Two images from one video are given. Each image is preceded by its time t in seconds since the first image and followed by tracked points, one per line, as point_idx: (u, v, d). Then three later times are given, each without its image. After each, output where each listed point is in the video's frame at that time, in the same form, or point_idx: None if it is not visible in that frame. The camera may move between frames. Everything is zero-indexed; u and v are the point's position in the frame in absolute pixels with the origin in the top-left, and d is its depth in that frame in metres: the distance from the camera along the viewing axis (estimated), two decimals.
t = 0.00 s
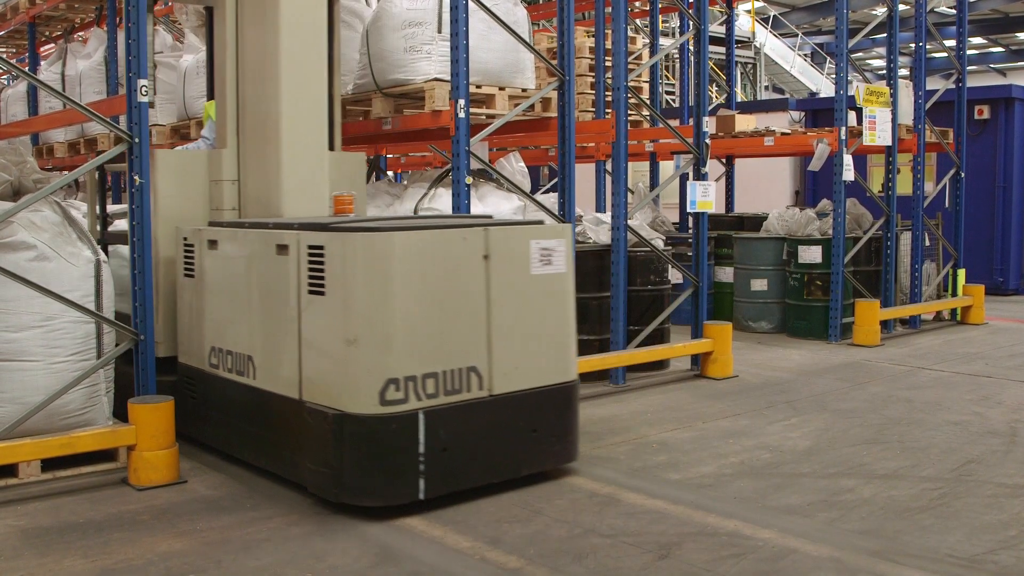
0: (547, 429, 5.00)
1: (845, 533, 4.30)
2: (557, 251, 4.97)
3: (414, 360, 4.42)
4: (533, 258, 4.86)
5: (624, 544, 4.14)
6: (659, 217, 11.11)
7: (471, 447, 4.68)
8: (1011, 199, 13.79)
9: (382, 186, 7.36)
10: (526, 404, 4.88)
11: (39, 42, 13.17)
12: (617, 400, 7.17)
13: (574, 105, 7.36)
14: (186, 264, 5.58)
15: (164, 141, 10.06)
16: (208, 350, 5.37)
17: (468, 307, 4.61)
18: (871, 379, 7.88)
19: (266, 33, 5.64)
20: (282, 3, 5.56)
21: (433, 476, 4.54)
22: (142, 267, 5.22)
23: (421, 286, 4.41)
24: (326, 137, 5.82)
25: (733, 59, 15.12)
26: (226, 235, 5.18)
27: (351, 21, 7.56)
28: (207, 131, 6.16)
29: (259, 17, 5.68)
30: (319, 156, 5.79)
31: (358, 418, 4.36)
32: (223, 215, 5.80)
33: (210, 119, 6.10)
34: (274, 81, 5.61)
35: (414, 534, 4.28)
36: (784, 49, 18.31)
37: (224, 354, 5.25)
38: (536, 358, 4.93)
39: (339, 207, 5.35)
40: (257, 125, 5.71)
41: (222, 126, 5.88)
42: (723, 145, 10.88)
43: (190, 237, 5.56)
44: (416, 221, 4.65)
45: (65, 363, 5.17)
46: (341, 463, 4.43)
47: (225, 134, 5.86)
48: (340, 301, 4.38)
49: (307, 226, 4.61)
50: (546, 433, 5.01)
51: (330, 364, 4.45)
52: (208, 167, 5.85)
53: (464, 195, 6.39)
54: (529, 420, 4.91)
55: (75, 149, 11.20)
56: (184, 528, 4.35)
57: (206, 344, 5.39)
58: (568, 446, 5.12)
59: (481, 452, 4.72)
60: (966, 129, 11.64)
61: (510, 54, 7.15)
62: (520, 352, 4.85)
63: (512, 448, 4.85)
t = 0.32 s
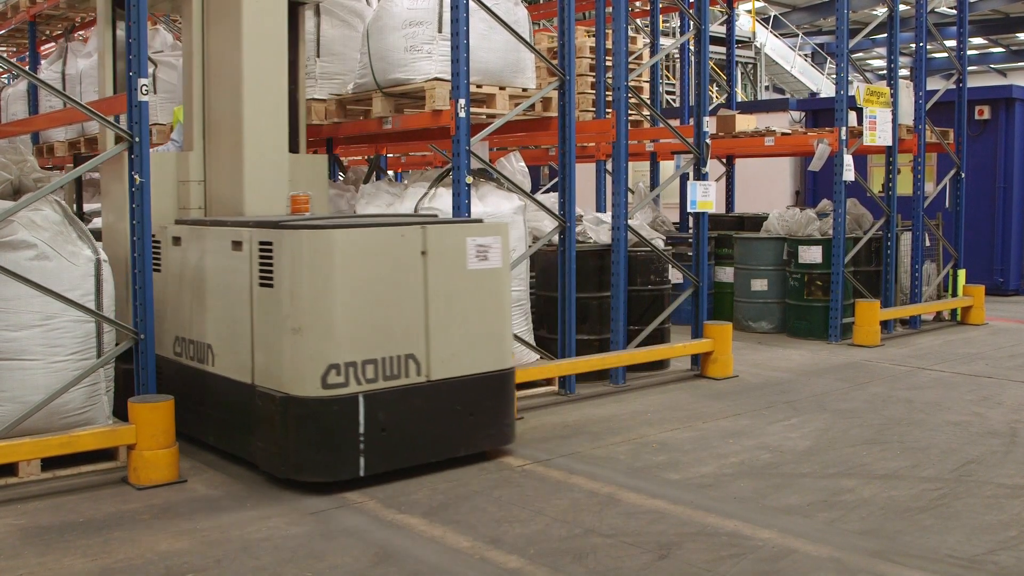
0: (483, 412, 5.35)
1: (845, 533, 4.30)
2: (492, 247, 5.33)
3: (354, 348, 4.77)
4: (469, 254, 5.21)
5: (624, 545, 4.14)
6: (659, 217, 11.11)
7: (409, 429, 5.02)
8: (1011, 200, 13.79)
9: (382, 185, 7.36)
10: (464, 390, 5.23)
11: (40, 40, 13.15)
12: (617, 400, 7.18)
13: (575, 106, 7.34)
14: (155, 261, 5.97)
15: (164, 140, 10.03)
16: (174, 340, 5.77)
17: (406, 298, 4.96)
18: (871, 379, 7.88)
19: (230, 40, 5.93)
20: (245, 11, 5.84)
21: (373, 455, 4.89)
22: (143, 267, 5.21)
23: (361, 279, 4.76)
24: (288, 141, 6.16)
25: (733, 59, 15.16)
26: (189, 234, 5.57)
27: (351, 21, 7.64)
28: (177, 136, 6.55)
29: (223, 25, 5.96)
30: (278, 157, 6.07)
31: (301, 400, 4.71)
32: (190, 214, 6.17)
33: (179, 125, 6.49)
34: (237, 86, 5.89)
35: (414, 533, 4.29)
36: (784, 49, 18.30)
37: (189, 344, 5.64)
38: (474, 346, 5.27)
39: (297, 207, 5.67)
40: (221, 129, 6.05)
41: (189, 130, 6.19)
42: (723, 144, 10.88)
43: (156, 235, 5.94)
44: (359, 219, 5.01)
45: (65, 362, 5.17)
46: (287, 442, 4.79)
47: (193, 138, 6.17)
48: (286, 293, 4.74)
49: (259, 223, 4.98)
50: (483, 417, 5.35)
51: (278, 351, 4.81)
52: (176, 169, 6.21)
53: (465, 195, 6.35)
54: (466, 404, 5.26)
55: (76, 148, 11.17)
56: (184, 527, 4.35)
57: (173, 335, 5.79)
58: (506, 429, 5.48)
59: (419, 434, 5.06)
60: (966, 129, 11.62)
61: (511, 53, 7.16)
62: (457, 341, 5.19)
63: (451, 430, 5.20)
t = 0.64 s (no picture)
0: (433, 399, 5.67)
1: (846, 533, 4.29)
2: (440, 244, 5.63)
3: (306, 337, 5.11)
4: (418, 250, 5.52)
5: (624, 545, 4.14)
6: (659, 217, 11.11)
7: (360, 413, 5.35)
8: (1011, 200, 13.79)
9: (382, 184, 7.34)
10: (414, 377, 5.55)
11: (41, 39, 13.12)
12: (617, 399, 7.18)
13: (575, 105, 7.31)
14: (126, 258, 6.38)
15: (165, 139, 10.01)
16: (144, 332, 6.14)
17: (357, 292, 5.28)
18: (871, 380, 7.88)
19: (199, 48, 6.35)
20: (213, 24, 6.29)
21: (324, 438, 5.22)
22: (142, 266, 5.21)
23: (312, 274, 5.10)
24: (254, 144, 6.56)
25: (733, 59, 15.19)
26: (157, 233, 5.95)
27: (353, 20, 7.71)
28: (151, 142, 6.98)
29: (193, 37, 6.38)
30: (244, 158, 6.49)
31: (256, 385, 5.06)
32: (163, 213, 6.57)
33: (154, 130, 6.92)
34: (205, 95, 6.34)
35: (413, 533, 4.28)
36: (785, 49, 18.31)
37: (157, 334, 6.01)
38: (423, 337, 5.59)
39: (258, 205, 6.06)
40: (191, 134, 6.45)
41: (161, 135, 6.60)
42: (724, 144, 10.88)
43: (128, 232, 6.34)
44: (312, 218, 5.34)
45: (66, 362, 5.17)
46: (245, 423, 5.14)
47: (164, 143, 6.59)
48: (243, 285, 5.09)
49: (220, 221, 5.33)
50: (433, 403, 5.67)
51: (237, 339, 5.17)
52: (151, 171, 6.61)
53: (466, 195, 6.35)
54: (416, 391, 5.58)
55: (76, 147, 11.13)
56: (183, 527, 4.35)
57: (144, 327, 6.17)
58: (455, 415, 5.80)
59: (371, 418, 5.40)
60: (966, 129, 11.61)
61: (511, 53, 7.15)
62: (407, 331, 5.50)
63: (401, 415, 5.53)
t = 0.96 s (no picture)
0: (394, 386, 5.97)
1: (846, 534, 4.29)
2: (401, 240, 5.93)
3: (271, 328, 5.41)
4: (379, 246, 5.82)
5: (624, 545, 4.14)
6: (659, 217, 11.10)
7: (323, 399, 5.66)
8: (1012, 200, 13.78)
9: (382, 183, 7.33)
10: (375, 365, 5.86)
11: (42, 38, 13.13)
12: (617, 399, 7.18)
13: (576, 105, 7.30)
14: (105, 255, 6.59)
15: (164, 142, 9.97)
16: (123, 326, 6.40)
17: (320, 285, 5.59)
18: (871, 380, 7.88)
19: (175, 49, 6.40)
20: (188, 27, 6.31)
21: (289, 422, 5.53)
22: (143, 264, 5.22)
23: (276, 269, 5.40)
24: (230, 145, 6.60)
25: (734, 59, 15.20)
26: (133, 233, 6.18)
27: (353, 20, 7.71)
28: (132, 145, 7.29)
29: (168, 39, 6.44)
30: (221, 157, 6.51)
31: (224, 373, 5.36)
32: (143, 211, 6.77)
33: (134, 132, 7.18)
34: (181, 95, 6.37)
35: (413, 532, 4.29)
36: (785, 50, 18.34)
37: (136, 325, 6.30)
38: (385, 328, 5.90)
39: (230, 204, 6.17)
40: (167, 134, 6.51)
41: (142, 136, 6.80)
42: (724, 144, 10.87)
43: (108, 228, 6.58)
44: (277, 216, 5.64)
45: (66, 361, 5.18)
46: (214, 408, 5.44)
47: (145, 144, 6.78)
48: (212, 280, 5.40)
49: (191, 219, 5.62)
50: (393, 391, 5.97)
51: (206, 329, 5.47)
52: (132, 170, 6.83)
53: (466, 195, 6.36)
54: (378, 378, 5.89)
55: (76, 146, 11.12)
56: (183, 525, 4.36)
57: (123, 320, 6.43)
58: (415, 402, 6.09)
59: (333, 404, 5.70)
60: (967, 130, 11.60)
61: (512, 53, 7.16)
62: (368, 323, 5.80)
63: (363, 401, 5.84)
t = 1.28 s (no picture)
0: (369, 380, 6.09)
1: (846, 532, 4.29)
2: (376, 237, 6.04)
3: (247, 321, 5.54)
4: (353, 243, 5.95)
5: (622, 543, 4.14)
6: (659, 215, 11.11)
7: (299, 391, 5.77)
8: (1012, 199, 13.77)
9: (382, 182, 7.31)
10: (350, 358, 5.98)
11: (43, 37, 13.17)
12: (616, 397, 7.19)
13: (575, 104, 7.29)
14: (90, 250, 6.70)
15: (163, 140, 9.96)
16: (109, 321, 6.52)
17: (296, 280, 5.73)
18: (871, 379, 7.87)
19: (158, 54, 6.44)
20: (173, 30, 6.37)
21: (265, 413, 5.65)
22: (143, 262, 5.21)
23: (252, 264, 5.54)
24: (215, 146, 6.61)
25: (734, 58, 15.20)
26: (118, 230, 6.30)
27: (353, 18, 7.67)
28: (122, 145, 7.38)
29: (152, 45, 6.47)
30: (205, 155, 6.52)
31: (203, 364, 5.50)
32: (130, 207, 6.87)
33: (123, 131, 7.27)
34: (165, 94, 6.37)
35: (412, 531, 4.29)
36: (786, 49, 18.33)
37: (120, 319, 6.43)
38: (361, 323, 6.02)
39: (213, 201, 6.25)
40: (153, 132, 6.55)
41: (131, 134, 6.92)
42: (724, 143, 10.86)
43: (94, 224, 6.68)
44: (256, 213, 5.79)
45: (66, 358, 5.17)
46: (193, 399, 5.58)
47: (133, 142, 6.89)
48: (193, 274, 5.57)
49: (173, 216, 5.78)
50: (368, 383, 6.09)
51: (186, 323, 5.63)
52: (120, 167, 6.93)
53: (466, 194, 6.36)
54: (353, 371, 6.01)
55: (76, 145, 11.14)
56: (182, 523, 4.36)
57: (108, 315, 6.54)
58: (390, 394, 6.21)
59: (309, 396, 5.82)
60: (966, 129, 11.58)
61: (512, 51, 7.16)
62: (344, 318, 5.94)
63: (338, 394, 5.96)
